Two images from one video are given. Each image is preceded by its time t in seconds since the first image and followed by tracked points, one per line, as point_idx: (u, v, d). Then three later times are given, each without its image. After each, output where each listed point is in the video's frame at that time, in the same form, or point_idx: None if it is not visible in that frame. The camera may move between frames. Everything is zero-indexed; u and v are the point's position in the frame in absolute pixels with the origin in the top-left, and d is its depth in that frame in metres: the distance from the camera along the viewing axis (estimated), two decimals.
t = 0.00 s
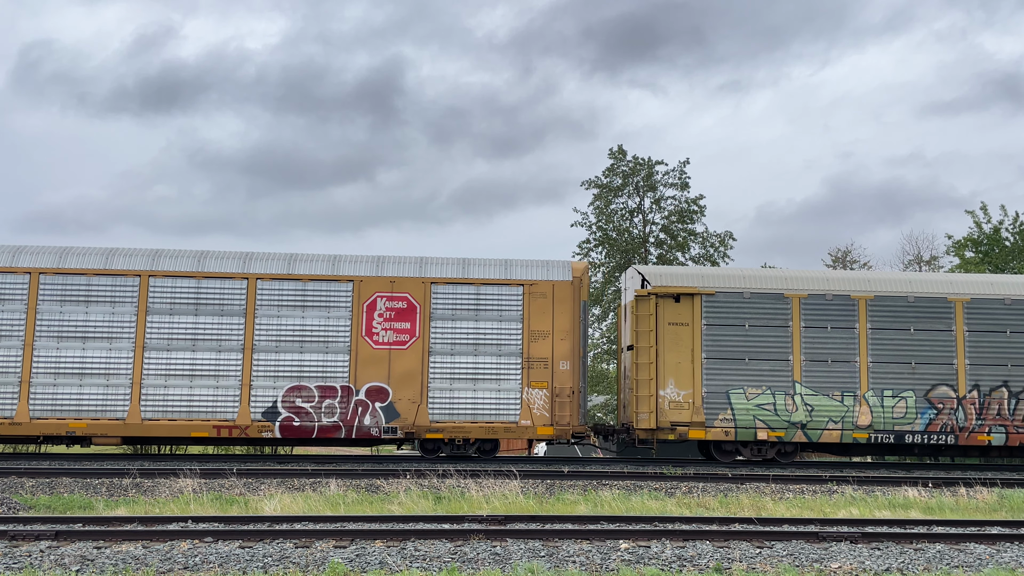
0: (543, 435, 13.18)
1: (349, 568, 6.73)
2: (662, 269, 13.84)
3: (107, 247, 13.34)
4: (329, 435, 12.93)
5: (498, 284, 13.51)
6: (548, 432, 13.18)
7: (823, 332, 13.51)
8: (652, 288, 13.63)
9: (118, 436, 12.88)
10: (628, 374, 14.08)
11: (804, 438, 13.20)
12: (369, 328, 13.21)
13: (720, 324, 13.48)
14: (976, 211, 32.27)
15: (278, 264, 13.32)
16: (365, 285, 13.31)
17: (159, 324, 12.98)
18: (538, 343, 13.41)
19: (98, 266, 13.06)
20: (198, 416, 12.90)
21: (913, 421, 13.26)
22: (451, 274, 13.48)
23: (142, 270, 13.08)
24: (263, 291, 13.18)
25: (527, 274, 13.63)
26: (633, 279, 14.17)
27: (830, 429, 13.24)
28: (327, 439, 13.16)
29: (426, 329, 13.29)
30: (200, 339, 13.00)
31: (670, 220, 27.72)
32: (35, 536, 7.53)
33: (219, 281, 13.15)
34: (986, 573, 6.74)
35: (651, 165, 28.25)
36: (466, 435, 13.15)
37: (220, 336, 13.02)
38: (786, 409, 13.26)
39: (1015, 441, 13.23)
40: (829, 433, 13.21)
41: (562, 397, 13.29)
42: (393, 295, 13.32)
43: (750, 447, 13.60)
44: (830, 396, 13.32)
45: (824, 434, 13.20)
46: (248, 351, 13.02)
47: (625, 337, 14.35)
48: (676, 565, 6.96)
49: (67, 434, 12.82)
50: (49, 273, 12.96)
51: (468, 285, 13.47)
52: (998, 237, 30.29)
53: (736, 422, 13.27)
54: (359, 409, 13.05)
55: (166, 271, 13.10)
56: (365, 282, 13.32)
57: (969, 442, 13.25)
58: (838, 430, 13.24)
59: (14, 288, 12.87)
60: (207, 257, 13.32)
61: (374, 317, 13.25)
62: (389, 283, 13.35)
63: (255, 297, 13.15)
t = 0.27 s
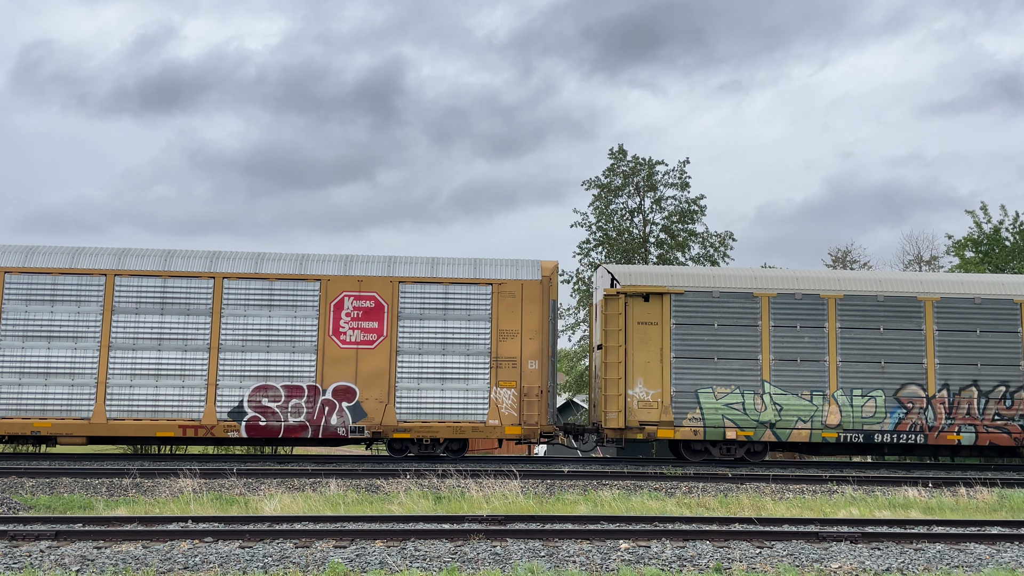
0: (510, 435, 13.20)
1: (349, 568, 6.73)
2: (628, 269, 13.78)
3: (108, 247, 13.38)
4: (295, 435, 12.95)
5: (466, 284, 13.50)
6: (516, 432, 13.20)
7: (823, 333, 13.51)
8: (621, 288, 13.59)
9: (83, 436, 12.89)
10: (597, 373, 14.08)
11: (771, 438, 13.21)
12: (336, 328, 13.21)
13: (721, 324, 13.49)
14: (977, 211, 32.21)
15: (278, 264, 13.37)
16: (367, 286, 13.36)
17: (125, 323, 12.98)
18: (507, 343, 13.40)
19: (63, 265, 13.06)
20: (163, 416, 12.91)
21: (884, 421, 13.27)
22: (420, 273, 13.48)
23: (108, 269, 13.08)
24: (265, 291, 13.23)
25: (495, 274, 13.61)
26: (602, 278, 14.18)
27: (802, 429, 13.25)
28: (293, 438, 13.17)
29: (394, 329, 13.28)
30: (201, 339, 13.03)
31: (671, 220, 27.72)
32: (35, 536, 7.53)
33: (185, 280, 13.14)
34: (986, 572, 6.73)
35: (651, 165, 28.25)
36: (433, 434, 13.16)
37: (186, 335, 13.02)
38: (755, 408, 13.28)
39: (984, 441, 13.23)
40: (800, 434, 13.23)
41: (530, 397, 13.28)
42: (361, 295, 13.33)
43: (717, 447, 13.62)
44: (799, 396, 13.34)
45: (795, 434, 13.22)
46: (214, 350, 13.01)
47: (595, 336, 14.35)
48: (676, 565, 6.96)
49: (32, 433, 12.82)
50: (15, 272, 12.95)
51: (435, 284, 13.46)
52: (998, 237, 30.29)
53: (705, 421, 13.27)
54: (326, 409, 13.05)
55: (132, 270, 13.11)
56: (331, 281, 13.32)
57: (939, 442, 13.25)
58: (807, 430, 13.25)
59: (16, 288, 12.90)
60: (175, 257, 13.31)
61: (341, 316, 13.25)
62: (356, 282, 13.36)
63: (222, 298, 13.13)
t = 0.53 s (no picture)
0: (478, 434, 13.19)
1: (349, 568, 6.72)
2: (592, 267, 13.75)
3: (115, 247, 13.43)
4: (262, 434, 12.94)
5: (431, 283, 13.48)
6: (484, 432, 13.18)
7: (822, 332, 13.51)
8: (589, 287, 13.58)
9: (48, 436, 12.89)
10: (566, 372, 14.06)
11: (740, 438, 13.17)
12: (303, 327, 13.21)
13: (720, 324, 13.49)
14: (977, 211, 32.18)
15: (279, 264, 13.41)
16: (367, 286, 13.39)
17: (90, 323, 12.97)
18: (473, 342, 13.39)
19: (29, 265, 13.04)
20: (128, 416, 12.90)
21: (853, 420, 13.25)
22: (388, 272, 13.47)
23: (74, 268, 13.07)
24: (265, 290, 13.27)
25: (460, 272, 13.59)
26: (571, 277, 14.16)
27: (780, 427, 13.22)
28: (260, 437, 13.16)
29: (361, 329, 13.27)
30: (201, 340, 13.05)
31: (672, 220, 27.72)
32: (35, 536, 7.52)
33: (151, 279, 13.14)
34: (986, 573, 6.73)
35: (652, 165, 28.25)
36: (401, 434, 13.15)
37: (152, 335, 13.01)
38: (723, 407, 13.25)
39: (953, 441, 13.21)
40: (770, 432, 13.20)
41: (497, 396, 13.28)
42: (328, 294, 13.32)
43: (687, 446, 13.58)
44: (767, 395, 13.31)
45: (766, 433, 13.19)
46: (180, 349, 13.01)
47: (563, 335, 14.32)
48: (676, 565, 6.96)
49: None
50: None
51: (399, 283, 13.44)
52: (999, 237, 30.28)
53: (673, 420, 13.26)
54: (292, 409, 13.04)
55: (99, 269, 13.10)
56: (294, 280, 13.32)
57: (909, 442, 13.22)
58: (775, 429, 13.22)
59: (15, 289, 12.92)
60: (142, 256, 13.32)
61: (308, 315, 13.24)
62: (324, 282, 13.35)
63: (188, 297, 13.14)
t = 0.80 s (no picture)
0: (438, 434, 13.16)
1: (349, 568, 6.72)
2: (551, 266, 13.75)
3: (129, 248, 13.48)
4: (221, 434, 12.92)
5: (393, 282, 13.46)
6: (445, 432, 13.18)
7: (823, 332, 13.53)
8: (552, 286, 13.56)
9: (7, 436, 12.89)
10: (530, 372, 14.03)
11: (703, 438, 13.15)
12: (263, 327, 13.19)
13: (720, 324, 13.50)
14: (977, 211, 32.17)
15: (280, 265, 13.45)
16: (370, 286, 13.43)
17: (49, 322, 12.98)
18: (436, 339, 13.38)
19: None
20: (86, 416, 12.92)
21: (818, 420, 13.26)
22: (349, 271, 13.48)
23: (33, 267, 13.06)
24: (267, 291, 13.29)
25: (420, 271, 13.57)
26: (535, 276, 14.15)
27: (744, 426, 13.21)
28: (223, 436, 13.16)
29: (322, 328, 13.26)
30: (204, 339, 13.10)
31: (673, 220, 27.73)
32: (35, 536, 7.53)
33: (110, 278, 13.14)
34: (986, 573, 6.73)
35: (652, 165, 28.26)
36: (362, 434, 13.14)
37: (110, 334, 13.03)
38: (688, 408, 13.25)
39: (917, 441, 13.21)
40: (733, 431, 13.19)
41: (460, 395, 13.26)
42: (288, 293, 13.31)
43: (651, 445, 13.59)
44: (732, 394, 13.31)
45: (730, 432, 13.18)
46: (139, 349, 13.02)
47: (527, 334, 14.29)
48: (676, 565, 6.96)
49: None
50: None
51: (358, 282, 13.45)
52: (999, 237, 30.28)
53: (636, 420, 13.25)
54: (252, 409, 13.03)
55: (58, 268, 13.10)
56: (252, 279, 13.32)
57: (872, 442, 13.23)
58: (739, 428, 13.21)
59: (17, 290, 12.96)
60: (101, 255, 13.32)
61: (268, 314, 13.23)
62: (285, 281, 13.35)
63: (152, 297, 13.15)
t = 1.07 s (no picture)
0: (418, 433, 13.03)
1: (349, 568, 6.72)
2: (509, 266, 13.62)
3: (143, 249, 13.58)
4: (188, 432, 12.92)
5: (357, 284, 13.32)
6: (422, 430, 13.04)
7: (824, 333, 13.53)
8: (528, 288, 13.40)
9: None
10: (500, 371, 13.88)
11: (670, 435, 13.13)
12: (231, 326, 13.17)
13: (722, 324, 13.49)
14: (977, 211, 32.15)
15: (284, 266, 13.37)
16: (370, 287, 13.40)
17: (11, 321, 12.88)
18: (399, 337, 13.26)
19: None
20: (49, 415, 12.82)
21: (783, 417, 13.27)
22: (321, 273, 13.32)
23: None
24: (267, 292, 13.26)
25: (383, 273, 13.44)
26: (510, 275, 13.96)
27: (711, 423, 13.16)
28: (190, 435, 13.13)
29: (290, 326, 13.23)
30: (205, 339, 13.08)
31: (674, 220, 27.73)
32: (35, 536, 7.53)
33: (73, 277, 13.09)
34: (986, 573, 6.74)
35: (652, 165, 28.25)
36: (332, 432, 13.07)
37: (74, 333, 12.97)
38: (654, 405, 13.19)
39: (881, 438, 13.21)
40: (700, 428, 13.17)
41: (426, 392, 13.10)
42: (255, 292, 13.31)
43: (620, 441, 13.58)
44: (699, 392, 13.26)
45: (696, 430, 13.16)
46: (103, 348, 12.98)
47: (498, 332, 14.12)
48: (676, 565, 6.96)
49: None
50: None
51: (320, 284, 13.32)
52: (999, 237, 30.28)
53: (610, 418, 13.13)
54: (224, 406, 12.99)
55: (17, 267, 13.00)
56: (209, 278, 13.31)
57: (835, 440, 13.24)
58: (705, 425, 13.17)
59: (18, 290, 12.92)
60: (62, 254, 13.25)
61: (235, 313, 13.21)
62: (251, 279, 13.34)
63: (117, 296, 13.12)
